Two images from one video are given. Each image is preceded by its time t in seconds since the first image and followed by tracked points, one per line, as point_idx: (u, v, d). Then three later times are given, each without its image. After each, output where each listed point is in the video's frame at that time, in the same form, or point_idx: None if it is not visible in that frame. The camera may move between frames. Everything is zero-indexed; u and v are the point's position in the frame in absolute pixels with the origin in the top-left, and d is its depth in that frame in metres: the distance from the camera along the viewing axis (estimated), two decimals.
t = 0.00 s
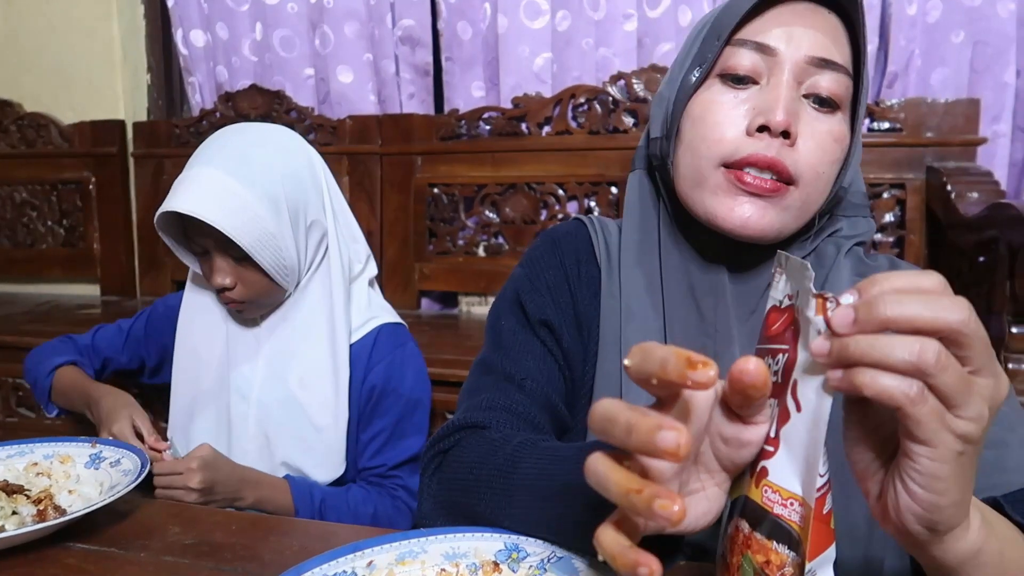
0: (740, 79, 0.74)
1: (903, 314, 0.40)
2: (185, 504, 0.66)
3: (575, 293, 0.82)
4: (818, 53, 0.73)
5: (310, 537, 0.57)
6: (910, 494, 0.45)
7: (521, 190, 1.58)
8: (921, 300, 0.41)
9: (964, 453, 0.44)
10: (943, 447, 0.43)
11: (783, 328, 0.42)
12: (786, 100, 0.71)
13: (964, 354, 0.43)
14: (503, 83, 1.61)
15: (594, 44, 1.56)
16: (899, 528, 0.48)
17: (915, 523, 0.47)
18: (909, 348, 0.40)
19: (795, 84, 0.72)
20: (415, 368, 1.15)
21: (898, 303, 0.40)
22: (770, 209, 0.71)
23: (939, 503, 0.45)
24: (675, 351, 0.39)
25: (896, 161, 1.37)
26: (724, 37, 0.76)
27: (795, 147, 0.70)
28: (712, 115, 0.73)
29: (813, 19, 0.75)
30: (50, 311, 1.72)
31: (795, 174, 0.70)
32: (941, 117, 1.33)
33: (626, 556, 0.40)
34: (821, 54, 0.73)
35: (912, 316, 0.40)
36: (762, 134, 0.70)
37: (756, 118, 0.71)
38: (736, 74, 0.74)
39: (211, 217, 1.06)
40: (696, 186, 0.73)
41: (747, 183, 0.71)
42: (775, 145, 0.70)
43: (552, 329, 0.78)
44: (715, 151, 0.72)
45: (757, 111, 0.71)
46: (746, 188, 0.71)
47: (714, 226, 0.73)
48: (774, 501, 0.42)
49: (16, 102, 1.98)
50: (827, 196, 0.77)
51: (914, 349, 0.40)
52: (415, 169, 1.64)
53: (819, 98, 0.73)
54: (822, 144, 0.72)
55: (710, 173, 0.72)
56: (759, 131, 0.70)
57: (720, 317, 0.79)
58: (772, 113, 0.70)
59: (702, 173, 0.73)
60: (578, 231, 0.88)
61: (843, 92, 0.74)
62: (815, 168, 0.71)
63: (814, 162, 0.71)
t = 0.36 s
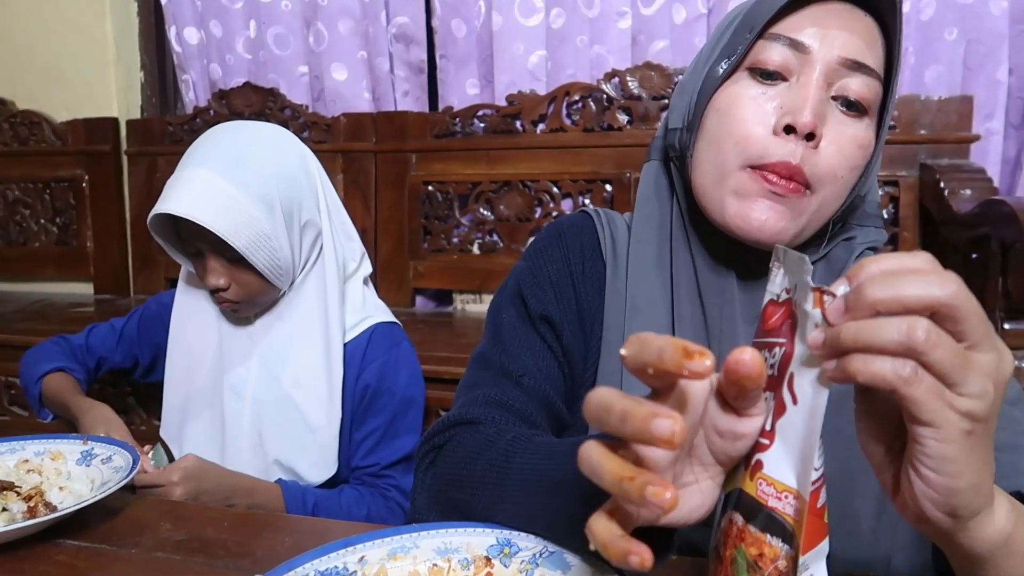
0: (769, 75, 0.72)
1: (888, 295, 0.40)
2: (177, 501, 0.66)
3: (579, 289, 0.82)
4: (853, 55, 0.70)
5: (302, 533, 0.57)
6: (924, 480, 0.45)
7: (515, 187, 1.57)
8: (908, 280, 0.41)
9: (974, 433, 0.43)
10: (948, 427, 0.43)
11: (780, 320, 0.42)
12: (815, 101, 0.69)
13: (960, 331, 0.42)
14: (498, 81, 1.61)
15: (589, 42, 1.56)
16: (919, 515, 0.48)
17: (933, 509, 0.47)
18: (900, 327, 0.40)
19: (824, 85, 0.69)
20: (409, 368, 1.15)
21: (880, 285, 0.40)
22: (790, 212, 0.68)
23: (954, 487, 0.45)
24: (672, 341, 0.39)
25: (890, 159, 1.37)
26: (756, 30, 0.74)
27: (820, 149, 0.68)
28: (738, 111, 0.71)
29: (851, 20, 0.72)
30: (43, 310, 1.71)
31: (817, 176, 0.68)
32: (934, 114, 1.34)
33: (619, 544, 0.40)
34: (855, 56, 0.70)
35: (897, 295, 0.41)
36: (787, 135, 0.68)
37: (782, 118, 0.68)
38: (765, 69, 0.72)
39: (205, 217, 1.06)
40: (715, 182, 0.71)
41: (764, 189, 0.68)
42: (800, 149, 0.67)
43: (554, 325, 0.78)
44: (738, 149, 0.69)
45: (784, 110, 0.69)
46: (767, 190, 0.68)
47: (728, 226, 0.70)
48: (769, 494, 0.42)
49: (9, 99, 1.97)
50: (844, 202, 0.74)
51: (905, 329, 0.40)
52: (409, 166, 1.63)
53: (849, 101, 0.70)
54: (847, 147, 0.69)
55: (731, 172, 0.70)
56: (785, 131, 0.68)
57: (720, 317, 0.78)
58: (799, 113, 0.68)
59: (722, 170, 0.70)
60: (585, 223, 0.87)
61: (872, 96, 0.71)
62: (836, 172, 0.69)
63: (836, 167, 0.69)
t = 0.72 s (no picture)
0: (774, 74, 0.71)
1: (858, 280, 0.40)
2: (168, 499, 0.66)
3: (575, 286, 0.82)
4: (859, 58, 0.70)
5: (294, 531, 0.57)
6: (920, 456, 0.45)
7: (509, 185, 1.58)
8: (877, 260, 0.40)
9: (958, 401, 0.43)
10: (933, 400, 0.42)
11: (766, 316, 0.43)
12: (819, 103, 0.69)
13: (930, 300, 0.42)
14: (491, 79, 1.61)
15: (582, 40, 1.55)
16: (922, 486, 0.48)
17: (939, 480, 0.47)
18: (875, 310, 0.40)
19: (829, 87, 0.69)
20: (403, 368, 1.14)
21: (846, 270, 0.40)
22: (790, 212, 0.69)
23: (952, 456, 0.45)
24: (664, 335, 0.39)
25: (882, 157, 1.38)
26: (762, 28, 0.73)
27: (821, 152, 0.68)
28: (743, 110, 0.71)
29: (859, 23, 0.72)
30: (34, 309, 1.70)
31: (817, 178, 0.68)
32: (926, 113, 1.35)
33: (609, 540, 0.40)
34: (861, 59, 0.70)
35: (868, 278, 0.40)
36: (791, 136, 0.68)
37: (786, 119, 0.69)
38: (771, 69, 0.72)
39: (196, 215, 1.06)
40: (718, 179, 0.71)
41: (764, 188, 0.69)
42: (803, 151, 0.68)
43: (549, 322, 0.78)
44: (743, 148, 0.70)
45: (788, 111, 0.69)
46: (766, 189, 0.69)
47: (732, 222, 0.71)
48: (757, 490, 0.42)
49: None
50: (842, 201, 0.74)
51: (879, 311, 0.40)
52: (402, 164, 1.63)
53: (852, 105, 0.70)
54: (848, 150, 0.70)
55: (732, 171, 0.70)
56: (788, 132, 0.68)
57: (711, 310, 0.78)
58: (803, 115, 0.68)
59: (725, 168, 0.70)
60: (582, 221, 0.87)
61: (877, 99, 0.71)
62: (836, 173, 0.69)
63: (836, 168, 0.69)
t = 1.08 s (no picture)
0: (765, 73, 0.71)
1: (844, 286, 0.40)
2: (163, 499, 0.65)
3: (569, 284, 0.82)
4: (849, 57, 0.69)
5: (290, 530, 0.57)
6: (892, 463, 0.45)
7: (505, 184, 1.57)
8: (866, 270, 0.41)
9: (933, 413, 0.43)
10: (913, 409, 0.42)
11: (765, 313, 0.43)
12: (809, 101, 0.68)
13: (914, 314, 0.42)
14: (487, 78, 1.61)
15: (578, 38, 1.56)
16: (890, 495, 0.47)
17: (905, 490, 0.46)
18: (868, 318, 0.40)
19: (818, 86, 0.69)
20: (385, 367, 1.12)
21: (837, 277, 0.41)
22: (775, 214, 0.68)
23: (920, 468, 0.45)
24: (659, 326, 0.39)
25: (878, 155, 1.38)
26: (755, 29, 0.73)
27: (811, 151, 0.67)
28: (732, 109, 0.71)
29: (850, 22, 0.72)
30: (29, 309, 1.70)
31: (807, 177, 0.67)
32: (922, 111, 1.35)
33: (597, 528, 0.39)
34: (851, 59, 0.69)
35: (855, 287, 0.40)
36: (779, 134, 0.67)
37: (774, 117, 0.68)
38: (761, 68, 0.71)
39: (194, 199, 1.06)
40: (707, 177, 0.71)
41: (753, 183, 0.68)
42: (791, 148, 0.67)
43: (543, 320, 0.77)
44: (731, 146, 0.69)
45: (776, 109, 0.68)
46: (754, 188, 0.68)
47: (719, 219, 0.70)
48: (753, 488, 0.41)
49: None
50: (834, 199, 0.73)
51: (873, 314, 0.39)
52: (398, 163, 1.63)
53: (841, 103, 0.70)
54: (839, 151, 0.69)
55: (719, 170, 0.70)
56: (776, 130, 0.67)
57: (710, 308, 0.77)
58: (792, 114, 0.67)
59: (714, 166, 0.70)
60: (575, 220, 0.87)
61: (867, 98, 0.70)
62: (826, 174, 0.69)
63: (826, 169, 0.68)
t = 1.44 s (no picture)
0: (745, 76, 0.71)
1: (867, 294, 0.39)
2: (162, 497, 0.65)
3: (566, 285, 0.81)
4: (824, 52, 0.69)
5: (290, 529, 0.57)
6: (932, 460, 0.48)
7: (503, 181, 1.57)
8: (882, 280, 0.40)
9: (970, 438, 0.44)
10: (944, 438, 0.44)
11: (795, 310, 0.41)
12: (788, 100, 0.68)
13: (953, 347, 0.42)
14: (485, 75, 1.60)
15: (576, 35, 1.55)
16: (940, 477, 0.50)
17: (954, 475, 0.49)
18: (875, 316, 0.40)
19: (797, 84, 0.69)
20: (391, 363, 1.13)
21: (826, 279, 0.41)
22: (769, 207, 0.69)
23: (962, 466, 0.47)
24: (618, 304, 0.38)
25: (875, 152, 1.38)
26: (729, 30, 0.73)
27: (795, 146, 0.68)
28: (715, 111, 0.71)
29: (821, 18, 0.71)
30: (27, 306, 1.70)
31: (795, 172, 0.68)
32: (920, 108, 1.35)
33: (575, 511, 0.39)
34: (826, 52, 0.69)
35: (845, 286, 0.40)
36: (763, 134, 0.68)
37: (757, 118, 0.68)
38: (740, 70, 0.71)
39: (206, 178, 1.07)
40: (698, 176, 0.71)
41: (745, 178, 0.68)
42: (775, 147, 0.67)
43: (541, 319, 0.77)
44: (717, 146, 0.69)
45: (758, 110, 0.69)
46: (743, 186, 0.68)
47: (711, 215, 0.71)
48: (802, 484, 0.38)
49: None
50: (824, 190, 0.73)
51: (881, 324, 0.40)
52: (396, 160, 1.63)
53: (820, 98, 0.70)
54: (824, 144, 0.69)
55: (708, 170, 0.70)
56: (760, 131, 0.68)
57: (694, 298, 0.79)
58: (773, 114, 0.67)
59: (704, 166, 0.70)
60: (569, 222, 0.85)
61: (845, 91, 0.71)
62: (812, 168, 0.69)
63: (812, 164, 0.69)
